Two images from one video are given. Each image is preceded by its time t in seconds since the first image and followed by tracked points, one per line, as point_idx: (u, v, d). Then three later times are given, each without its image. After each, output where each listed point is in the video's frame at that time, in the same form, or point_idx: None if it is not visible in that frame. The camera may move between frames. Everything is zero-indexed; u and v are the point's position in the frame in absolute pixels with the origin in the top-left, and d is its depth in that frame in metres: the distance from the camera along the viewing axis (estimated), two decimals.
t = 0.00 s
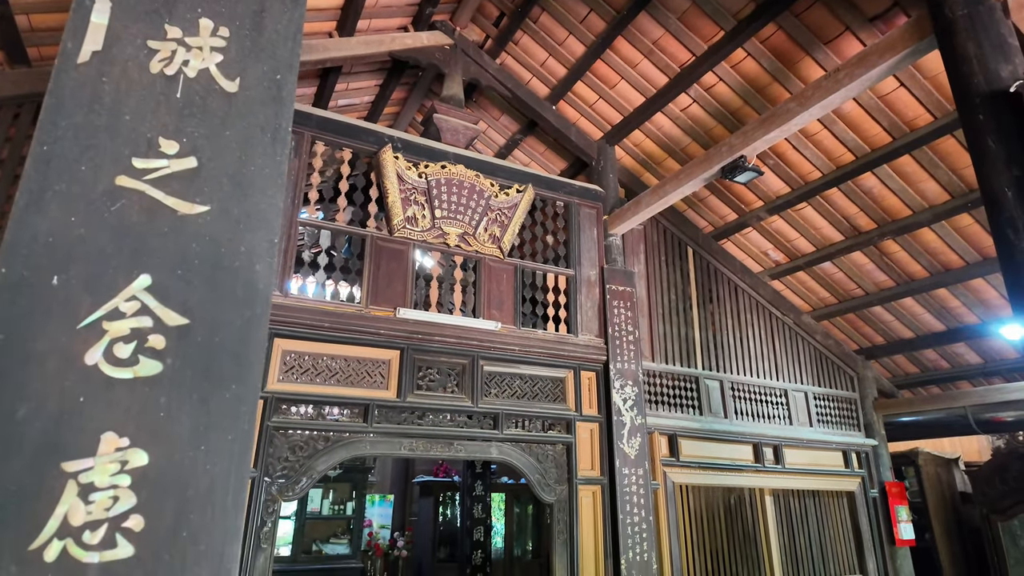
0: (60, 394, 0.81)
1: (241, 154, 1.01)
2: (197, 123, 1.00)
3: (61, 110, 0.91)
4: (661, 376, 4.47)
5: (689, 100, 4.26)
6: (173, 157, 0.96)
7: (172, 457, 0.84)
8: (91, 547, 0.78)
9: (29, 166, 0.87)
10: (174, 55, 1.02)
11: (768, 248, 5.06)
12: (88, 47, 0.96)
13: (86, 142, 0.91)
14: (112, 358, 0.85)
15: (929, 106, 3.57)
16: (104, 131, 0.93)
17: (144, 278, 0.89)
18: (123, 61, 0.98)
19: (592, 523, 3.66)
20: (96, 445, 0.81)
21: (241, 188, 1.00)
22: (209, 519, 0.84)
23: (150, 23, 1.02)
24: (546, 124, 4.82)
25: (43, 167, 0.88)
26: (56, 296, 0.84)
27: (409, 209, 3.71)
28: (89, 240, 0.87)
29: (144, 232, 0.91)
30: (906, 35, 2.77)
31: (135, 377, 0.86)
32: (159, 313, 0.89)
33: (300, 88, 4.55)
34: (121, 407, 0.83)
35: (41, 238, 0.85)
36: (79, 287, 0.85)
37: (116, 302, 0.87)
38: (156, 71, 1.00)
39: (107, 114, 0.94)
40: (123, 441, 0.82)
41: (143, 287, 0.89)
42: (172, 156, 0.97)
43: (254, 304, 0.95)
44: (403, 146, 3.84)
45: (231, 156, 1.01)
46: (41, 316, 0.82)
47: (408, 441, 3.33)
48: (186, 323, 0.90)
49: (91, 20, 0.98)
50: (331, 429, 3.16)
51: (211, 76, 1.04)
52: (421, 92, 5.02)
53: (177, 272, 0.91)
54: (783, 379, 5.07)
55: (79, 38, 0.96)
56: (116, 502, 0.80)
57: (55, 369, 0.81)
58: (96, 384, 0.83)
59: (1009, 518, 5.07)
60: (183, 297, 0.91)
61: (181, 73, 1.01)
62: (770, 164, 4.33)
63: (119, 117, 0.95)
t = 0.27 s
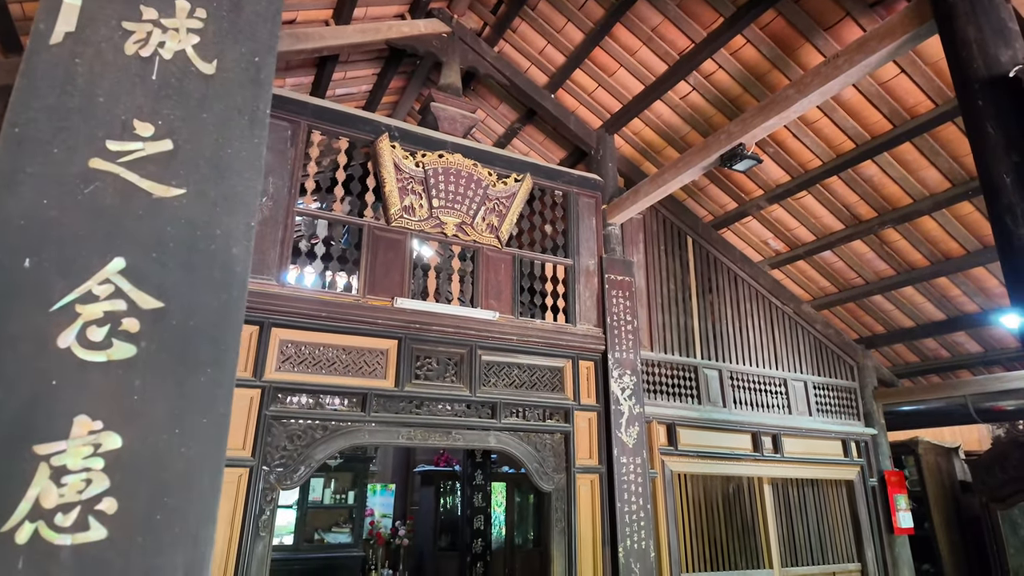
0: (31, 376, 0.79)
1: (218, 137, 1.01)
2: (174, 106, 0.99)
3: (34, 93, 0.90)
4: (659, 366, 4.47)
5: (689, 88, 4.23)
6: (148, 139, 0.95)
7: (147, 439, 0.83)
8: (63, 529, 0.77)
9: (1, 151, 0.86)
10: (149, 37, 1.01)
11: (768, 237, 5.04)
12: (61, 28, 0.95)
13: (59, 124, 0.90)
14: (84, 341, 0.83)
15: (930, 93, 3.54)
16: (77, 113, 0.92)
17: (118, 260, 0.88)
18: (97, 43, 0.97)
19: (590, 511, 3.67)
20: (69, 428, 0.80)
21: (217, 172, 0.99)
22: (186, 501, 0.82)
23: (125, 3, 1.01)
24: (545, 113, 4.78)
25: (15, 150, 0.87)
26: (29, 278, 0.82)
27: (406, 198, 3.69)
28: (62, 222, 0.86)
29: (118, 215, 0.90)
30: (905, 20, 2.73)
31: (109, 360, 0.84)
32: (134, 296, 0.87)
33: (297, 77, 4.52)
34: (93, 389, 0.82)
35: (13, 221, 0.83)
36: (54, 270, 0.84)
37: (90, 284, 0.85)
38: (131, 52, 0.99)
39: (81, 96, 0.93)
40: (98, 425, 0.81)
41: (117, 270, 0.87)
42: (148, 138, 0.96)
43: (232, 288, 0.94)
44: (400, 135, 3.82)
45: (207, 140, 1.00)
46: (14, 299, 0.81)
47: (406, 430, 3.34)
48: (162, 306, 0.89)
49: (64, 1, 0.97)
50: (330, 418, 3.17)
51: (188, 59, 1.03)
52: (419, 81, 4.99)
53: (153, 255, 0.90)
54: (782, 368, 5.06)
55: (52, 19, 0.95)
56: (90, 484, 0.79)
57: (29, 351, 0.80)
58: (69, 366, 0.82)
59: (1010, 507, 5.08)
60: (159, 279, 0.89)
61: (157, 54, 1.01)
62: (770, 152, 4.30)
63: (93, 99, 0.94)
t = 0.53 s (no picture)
0: (9, 375, 0.85)
1: (196, 134, 1.06)
2: (150, 103, 1.05)
3: (10, 91, 0.95)
4: (659, 359, 4.47)
5: (689, 79, 4.20)
6: (125, 136, 1.01)
7: (122, 436, 0.89)
8: (39, 526, 0.82)
9: None
10: (127, 33, 1.07)
11: (769, 230, 5.02)
12: (39, 25, 1.01)
13: (36, 122, 0.96)
14: (61, 339, 0.89)
15: (932, 84, 3.51)
16: (53, 111, 0.98)
17: (94, 259, 0.94)
18: (74, 40, 1.02)
19: (589, 504, 3.68)
20: (45, 426, 0.85)
21: (194, 168, 1.05)
22: (159, 499, 0.88)
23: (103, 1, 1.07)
24: (545, 105, 4.76)
25: None
26: (4, 276, 0.88)
27: (405, 191, 3.69)
28: (38, 221, 0.92)
29: (94, 210, 0.96)
30: (905, 9, 2.70)
31: (85, 358, 0.90)
32: (110, 294, 0.93)
33: (296, 70, 4.51)
34: (68, 390, 0.88)
35: None
36: (29, 269, 0.89)
37: (66, 283, 0.91)
38: (108, 48, 1.05)
39: (58, 95, 0.99)
40: (73, 423, 0.87)
41: (93, 269, 0.93)
42: (125, 136, 1.02)
43: (209, 283, 1.00)
44: (398, 128, 3.80)
45: (184, 136, 1.06)
46: None
47: (405, 423, 3.35)
48: (137, 304, 0.95)
49: None
50: (329, 411, 3.18)
51: (166, 54, 1.09)
52: (418, 73, 4.97)
53: (128, 253, 0.96)
54: (783, 360, 5.05)
55: (28, 15, 1.01)
56: (65, 482, 0.85)
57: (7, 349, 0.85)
58: (45, 364, 0.87)
59: (1011, 499, 5.07)
60: (135, 278, 0.95)
61: (135, 51, 1.06)
62: (771, 144, 4.28)
63: (70, 97, 0.99)
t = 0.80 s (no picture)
0: None
1: (185, 127, 1.07)
2: (139, 96, 1.05)
3: None
4: (663, 353, 4.45)
5: (693, 71, 4.17)
6: (114, 129, 1.01)
7: (111, 429, 0.89)
8: (27, 521, 0.82)
9: None
10: (116, 25, 1.07)
11: (774, 223, 4.99)
12: (25, 18, 1.01)
13: (23, 115, 0.96)
14: (49, 333, 0.89)
15: (938, 75, 3.47)
16: (40, 104, 0.97)
17: (82, 253, 0.94)
18: (61, 33, 1.02)
19: (592, 497, 3.67)
20: (33, 421, 0.85)
21: (183, 162, 1.05)
22: (148, 495, 0.89)
23: None
24: (548, 98, 4.74)
25: None
26: None
27: (407, 185, 3.68)
28: (26, 215, 0.91)
29: (82, 204, 0.96)
30: None
31: (73, 352, 0.90)
32: (98, 287, 0.93)
33: (298, 65, 4.51)
34: (57, 384, 0.87)
35: None
36: (16, 263, 0.89)
37: (54, 277, 0.91)
38: (97, 41, 1.05)
39: (46, 88, 0.99)
40: (61, 418, 0.86)
41: (82, 263, 0.93)
42: (113, 129, 1.02)
43: (198, 277, 1.00)
44: (400, 122, 3.79)
45: (173, 129, 1.06)
46: None
47: (408, 417, 3.35)
48: (127, 298, 0.95)
49: None
50: (333, 405, 3.18)
51: (155, 47, 1.09)
52: (421, 67, 4.95)
53: (117, 247, 0.96)
54: (788, 354, 5.03)
55: (14, 8, 1.01)
56: (54, 476, 0.85)
57: None
58: (33, 358, 0.87)
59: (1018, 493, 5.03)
60: (124, 272, 0.95)
61: (123, 43, 1.07)
62: (776, 136, 4.25)
63: (58, 90, 0.99)
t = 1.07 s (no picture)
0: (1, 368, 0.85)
1: (187, 125, 1.07)
2: (140, 94, 1.05)
3: None
4: (669, 347, 4.44)
5: (699, 64, 4.14)
6: (116, 127, 1.02)
7: (116, 427, 0.90)
8: (33, 517, 0.83)
9: None
10: (118, 24, 1.08)
11: (782, 216, 4.96)
12: (27, 17, 1.01)
13: (26, 114, 0.96)
14: (53, 331, 0.90)
15: (948, 66, 3.43)
16: (42, 103, 0.98)
17: (86, 251, 0.94)
18: (63, 31, 1.03)
19: (598, 492, 3.68)
20: (39, 418, 0.86)
21: (186, 160, 1.06)
22: (152, 491, 0.89)
23: None
24: (553, 91, 4.72)
25: None
26: None
27: (413, 180, 3.68)
28: (29, 213, 0.92)
29: (84, 202, 0.96)
30: None
31: (77, 350, 0.91)
32: (102, 285, 0.94)
33: (303, 60, 4.51)
34: (61, 382, 0.88)
35: None
36: (20, 262, 0.90)
37: (58, 275, 0.92)
38: (99, 39, 1.06)
39: (48, 86, 0.99)
40: (66, 415, 0.87)
41: (85, 261, 0.94)
42: (115, 127, 1.02)
43: (200, 275, 1.01)
44: (405, 117, 3.78)
45: (175, 127, 1.06)
46: None
47: (414, 412, 3.36)
48: (130, 296, 0.95)
49: None
50: (339, 400, 3.20)
51: (157, 45, 1.10)
52: (426, 62, 4.94)
53: (120, 245, 0.96)
54: (795, 348, 5.01)
55: (16, 8, 1.02)
56: (59, 473, 0.86)
57: None
58: (37, 356, 0.88)
59: None
60: (126, 270, 0.96)
61: (125, 42, 1.07)
62: (783, 129, 4.22)
63: (60, 88, 1.00)
